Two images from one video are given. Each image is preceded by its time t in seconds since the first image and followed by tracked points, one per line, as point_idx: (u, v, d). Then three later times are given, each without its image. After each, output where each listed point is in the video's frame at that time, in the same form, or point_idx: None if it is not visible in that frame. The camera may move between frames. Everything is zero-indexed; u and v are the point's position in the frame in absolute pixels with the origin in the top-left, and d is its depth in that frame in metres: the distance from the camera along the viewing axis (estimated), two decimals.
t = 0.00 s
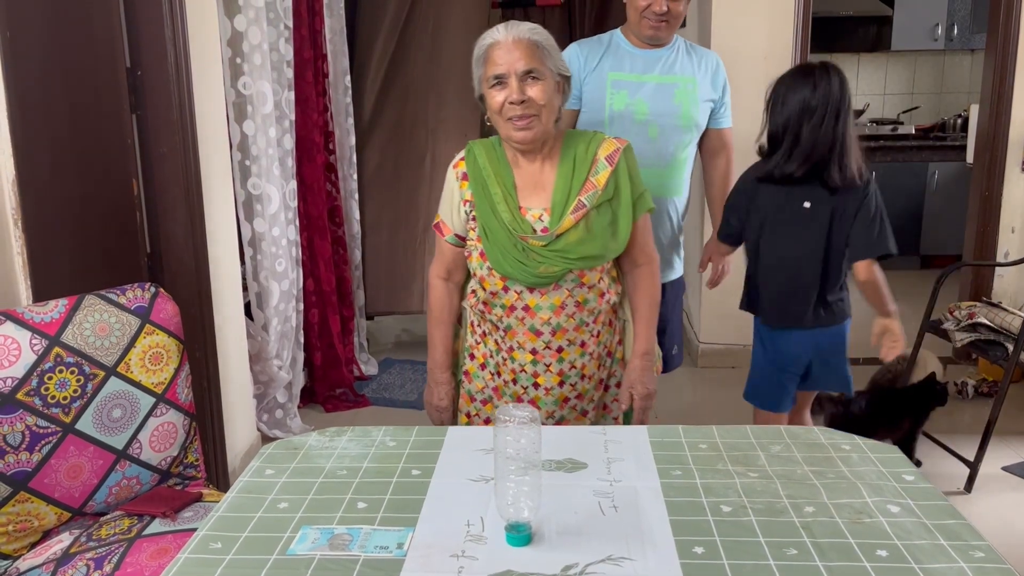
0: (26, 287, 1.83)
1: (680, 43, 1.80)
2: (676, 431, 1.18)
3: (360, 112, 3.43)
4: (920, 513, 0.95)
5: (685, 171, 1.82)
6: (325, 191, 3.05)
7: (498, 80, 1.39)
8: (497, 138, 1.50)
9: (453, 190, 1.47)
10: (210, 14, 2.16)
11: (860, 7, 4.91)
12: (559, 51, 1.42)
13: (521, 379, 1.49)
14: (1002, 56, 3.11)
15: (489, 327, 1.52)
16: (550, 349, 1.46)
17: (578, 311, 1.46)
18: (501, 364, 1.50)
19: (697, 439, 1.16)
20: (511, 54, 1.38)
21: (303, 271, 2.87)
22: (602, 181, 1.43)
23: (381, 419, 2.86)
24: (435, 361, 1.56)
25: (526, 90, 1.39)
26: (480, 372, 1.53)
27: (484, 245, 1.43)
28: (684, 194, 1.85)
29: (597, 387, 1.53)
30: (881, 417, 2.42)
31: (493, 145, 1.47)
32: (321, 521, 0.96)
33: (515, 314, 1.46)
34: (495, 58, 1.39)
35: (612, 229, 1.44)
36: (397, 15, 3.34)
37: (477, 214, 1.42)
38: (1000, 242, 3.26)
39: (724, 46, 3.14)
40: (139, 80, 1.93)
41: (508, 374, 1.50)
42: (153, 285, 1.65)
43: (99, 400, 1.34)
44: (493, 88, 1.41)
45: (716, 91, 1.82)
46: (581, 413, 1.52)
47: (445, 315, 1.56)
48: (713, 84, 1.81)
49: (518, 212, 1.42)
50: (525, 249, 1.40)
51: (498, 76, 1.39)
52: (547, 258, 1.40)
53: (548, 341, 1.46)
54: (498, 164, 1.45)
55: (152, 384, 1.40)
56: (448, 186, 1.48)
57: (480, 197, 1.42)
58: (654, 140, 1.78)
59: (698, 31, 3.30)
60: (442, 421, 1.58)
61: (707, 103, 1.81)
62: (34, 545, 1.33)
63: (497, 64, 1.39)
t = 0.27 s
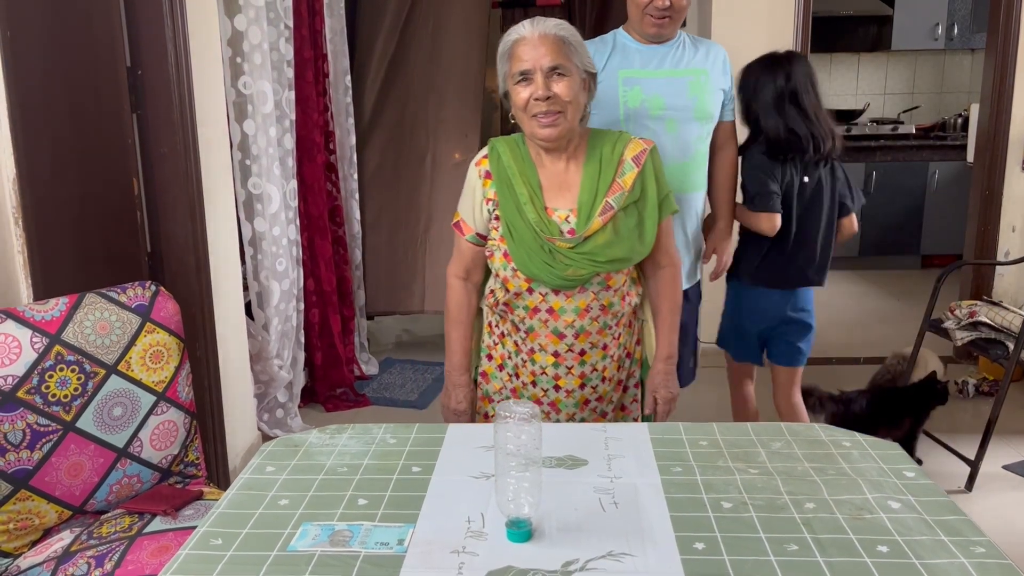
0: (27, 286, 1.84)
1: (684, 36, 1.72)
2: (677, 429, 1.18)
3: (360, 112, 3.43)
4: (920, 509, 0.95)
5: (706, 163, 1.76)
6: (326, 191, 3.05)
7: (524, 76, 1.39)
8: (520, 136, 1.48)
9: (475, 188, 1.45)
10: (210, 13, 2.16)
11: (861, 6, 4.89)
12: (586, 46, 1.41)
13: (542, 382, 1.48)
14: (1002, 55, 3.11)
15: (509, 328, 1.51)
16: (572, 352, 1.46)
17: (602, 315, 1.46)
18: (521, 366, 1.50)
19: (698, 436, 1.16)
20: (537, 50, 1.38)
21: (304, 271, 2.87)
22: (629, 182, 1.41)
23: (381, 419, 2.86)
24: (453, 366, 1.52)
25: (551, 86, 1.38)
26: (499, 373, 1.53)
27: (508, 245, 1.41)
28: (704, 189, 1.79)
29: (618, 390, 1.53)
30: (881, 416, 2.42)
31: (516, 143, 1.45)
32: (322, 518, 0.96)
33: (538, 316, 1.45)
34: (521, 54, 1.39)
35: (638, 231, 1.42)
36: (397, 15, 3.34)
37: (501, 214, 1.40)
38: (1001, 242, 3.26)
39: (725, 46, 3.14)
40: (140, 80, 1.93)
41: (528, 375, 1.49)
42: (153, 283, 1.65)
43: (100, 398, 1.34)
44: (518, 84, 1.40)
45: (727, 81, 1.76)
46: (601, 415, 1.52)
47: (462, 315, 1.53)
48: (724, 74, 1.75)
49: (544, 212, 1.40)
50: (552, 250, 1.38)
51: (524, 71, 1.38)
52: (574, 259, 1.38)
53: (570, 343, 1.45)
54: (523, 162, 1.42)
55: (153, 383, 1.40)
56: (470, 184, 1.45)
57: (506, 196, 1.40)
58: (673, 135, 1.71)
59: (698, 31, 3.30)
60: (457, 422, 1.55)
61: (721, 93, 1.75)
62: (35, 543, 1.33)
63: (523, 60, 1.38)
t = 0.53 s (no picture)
0: (26, 288, 1.80)
1: (688, 36, 1.67)
2: (676, 429, 1.18)
3: (359, 113, 3.43)
4: (919, 510, 0.95)
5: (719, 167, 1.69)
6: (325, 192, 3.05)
7: (542, 75, 1.38)
8: (537, 136, 1.48)
9: (492, 188, 1.46)
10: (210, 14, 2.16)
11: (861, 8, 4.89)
12: (605, 47, 1.40)
13: (550, 382, 1.48)
14: (1001, 56, 3.11)
15: (520, 326, 1.51)
16: (583, 355, 1.46)
17: (616, 320, 1.45)
18: (530, 364, 1.49)
19: (697, 437, 1.15)
20: (555, 49, 1.37)
21: (303, 273, 2.87)
22: (648, 187, 1.41)
23: (381, 420, 2.86)
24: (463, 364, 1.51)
25: (569, 87, 1.37)
26: (506, 369, 1.52)
27: (524, 248, 1.41)
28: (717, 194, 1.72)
29: (627, 397, 1.52)
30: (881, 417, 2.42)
31: (534, 144, 1.45)
32: (321, 518, 0.96)
33: (551, 317, 1.45)
34: (538, 54, 1.38)
35: (657, 237, 1.42)
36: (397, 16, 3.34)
37: (518, 216, 1.41)
38: (1000, 242, 3.26)
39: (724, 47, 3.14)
40: (139, 81, 1.93)
41: (535, 375, 1.49)
42: (152, 285, 1.65)
43: (99, 399, 1.34)
44: (536, 84, 1.40)
45: (734, 81, 1.70)
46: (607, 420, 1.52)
47: (473, 314, 1.53)
48: (731, 73, 1.69)
49: (561, 216, 1.40)
50: (569, 255, 1.38)
51: (542, 71, 1.38)
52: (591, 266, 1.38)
53: (582, 346, 1.45)
54: (541, 164, 1.42)
55: (152, 384, 1.40)
56: (487, 184, 1.46)
57: (523, 198, 1.40)
58: (684, 139, 1.65)
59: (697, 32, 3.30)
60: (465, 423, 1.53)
61: (729, 93, 1.68)
62: (34, 545, 1.33)
63: (540, 59, 1.38)
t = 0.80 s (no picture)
0: (26, 287, 1.82)
1: (711, 32, 1.65)
2: (677, 428, 1.18)
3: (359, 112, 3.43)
4: (919, 508, 0.95)
5: (734, 170, 1.67)
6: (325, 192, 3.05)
7: (506, 83, 1.37)
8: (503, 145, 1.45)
9: (460, 204, 1.42)
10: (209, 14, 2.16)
11: (860, 7, 4.89)
12: (570, 51, 1.39)
13: (539, 402, 1.46)
14: (1001, 55, 3.11)
15: (501, 346, 1.47)
16: (570, 371, 1.44)
17: (598, 331, 1.44)
18: (518, 385, 1.46)
19: (698, 436, 1.15)
20: (519, 57, 1.36)
21: (303, 272, 2.87)
22: (620, 194, 1.39)
23: (381, 420, 2.86)
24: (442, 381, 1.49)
25: (535, 94, 1.36)
26: (494, 391, 1.48)
27: (497, 264, 1.39)
28: (737, 194, 1.69)
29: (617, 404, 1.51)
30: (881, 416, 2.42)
31: (500, 155, 1.42)
32: (321, 517, 0.96)
33: (532, 337, 1.43)
34: (502, 61, 1.37)
35: (632, 244, 1.40)
36: (396, 15, 3.34)
37: (488, 232, 1.38)
38: (1001, 242, 3.26)
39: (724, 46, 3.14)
40: (139, 81, 1.93)
41: (524, 395, 1.47)
42: (152, 284, 1.65)
43: (100, 399, 1.34)
44: (501, 91, 1.38)
45: (758, 78, 1.66)
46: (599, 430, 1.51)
47: (451, 333, 1.50)
48: (755, 71, 1.65)
49: (533, 230, 1.37)
50: (543, 270, 1.36)
51: (506, 78, 1.36)
52: (566, 279, 1.36)
53: (567, 363, 1.44)
54: (508, 177, 1.40)
55: (153, 384, 1.40)
56: (454, 200, 1.43)
57: (492, 213, 1.38)
58: (695, 141, 1.64)
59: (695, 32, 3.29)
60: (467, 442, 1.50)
61: (751, 92, 1.65)
62: (34, 544, 1.33)
63: (505, 66, 1.36)
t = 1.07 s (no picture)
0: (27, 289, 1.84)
1: (767, 29, 1.52)
2: (677, 430, 1.18)
3: (359, 114, 3.44)
4: (920, 510, 0.95)
5: (782, 175, 1.51)
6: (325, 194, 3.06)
7: (444, 84, 1.37)
8: (446, 151, 1.45)
9: (406, 214, 1.42)
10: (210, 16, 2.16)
11: (859, 8, 4.91)
12: (507, 48, 1.40)
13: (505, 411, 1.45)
14: (1000, 56, 3.11)
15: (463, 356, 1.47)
16: (535, 377, 1.44)
17: (560, 333, 1.44)
18: (480, 397, 1.45)
19: (698, 437, 1.16)
20: (456, 56, 1.36)
21: (303, 274, 2.87)
22: (571, 190, 1.40)
23: (382, 421, 2.87)
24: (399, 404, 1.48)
25: (475, 93, 1.36)
26: (456, 405, 1.48)
27: (451, 273, 1.38)
28: (786, 202, 1.53)
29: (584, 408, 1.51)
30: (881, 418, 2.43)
31: (444, 161, 1.42)
32: (322, 519, 0.96)
33: (493, 344, 1.43)
34: (439, 62, 1.37)
35: (587, 238, 1.41)
36: (396, 17, 3.35)
37: (437, 240, 1.38)
38: (1000, 243, 3.27)
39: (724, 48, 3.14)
40: (140, 82, 1.93)
41: (489, 406, 1.45)
42: (153, 286, 1.65)
43: (101, 401, 1.34)
44: (439, 93, 1.39)
45: (815, 77, 1.50)
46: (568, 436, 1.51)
47: (406, 351, 1.49)
48: (811, 70, 1.50)
49: (482, 234, 1.37)
50: (498, 275, 1.36)
51: (444, 79, 1.36)
52: (522, 281, 1.36)
53: (532, 368, 1.43)
54: (452, 181, 1.40)
55: (154, 385, 1.40)
56: (400, 210, 1.42)
57: (440, 221, 1.37)
58: (736, 142, 1.51)
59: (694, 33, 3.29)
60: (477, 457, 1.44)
61: (804, 93, 1.50)
62: (36, 546, 1.33)
63: (441, 67, 1.36)
